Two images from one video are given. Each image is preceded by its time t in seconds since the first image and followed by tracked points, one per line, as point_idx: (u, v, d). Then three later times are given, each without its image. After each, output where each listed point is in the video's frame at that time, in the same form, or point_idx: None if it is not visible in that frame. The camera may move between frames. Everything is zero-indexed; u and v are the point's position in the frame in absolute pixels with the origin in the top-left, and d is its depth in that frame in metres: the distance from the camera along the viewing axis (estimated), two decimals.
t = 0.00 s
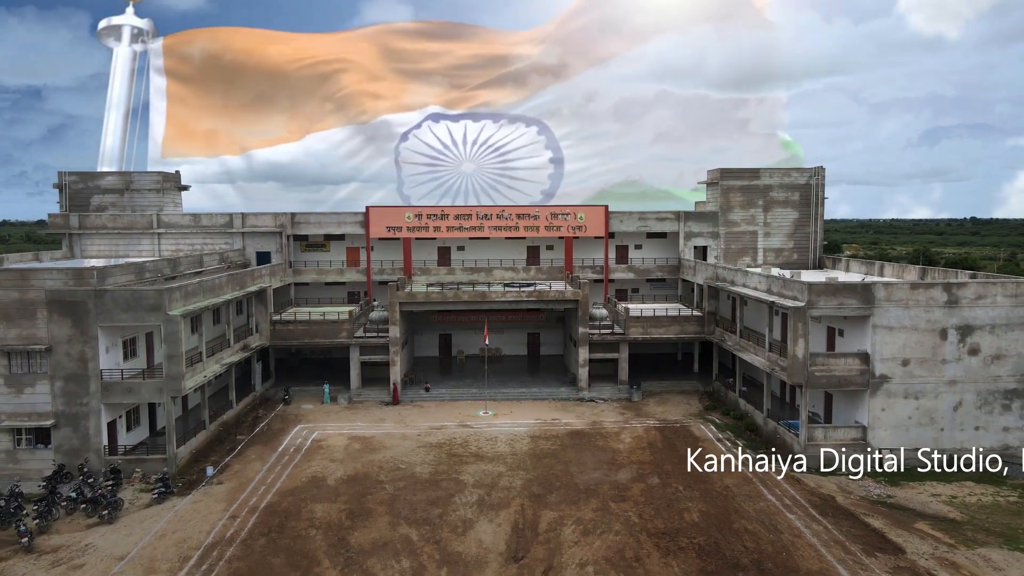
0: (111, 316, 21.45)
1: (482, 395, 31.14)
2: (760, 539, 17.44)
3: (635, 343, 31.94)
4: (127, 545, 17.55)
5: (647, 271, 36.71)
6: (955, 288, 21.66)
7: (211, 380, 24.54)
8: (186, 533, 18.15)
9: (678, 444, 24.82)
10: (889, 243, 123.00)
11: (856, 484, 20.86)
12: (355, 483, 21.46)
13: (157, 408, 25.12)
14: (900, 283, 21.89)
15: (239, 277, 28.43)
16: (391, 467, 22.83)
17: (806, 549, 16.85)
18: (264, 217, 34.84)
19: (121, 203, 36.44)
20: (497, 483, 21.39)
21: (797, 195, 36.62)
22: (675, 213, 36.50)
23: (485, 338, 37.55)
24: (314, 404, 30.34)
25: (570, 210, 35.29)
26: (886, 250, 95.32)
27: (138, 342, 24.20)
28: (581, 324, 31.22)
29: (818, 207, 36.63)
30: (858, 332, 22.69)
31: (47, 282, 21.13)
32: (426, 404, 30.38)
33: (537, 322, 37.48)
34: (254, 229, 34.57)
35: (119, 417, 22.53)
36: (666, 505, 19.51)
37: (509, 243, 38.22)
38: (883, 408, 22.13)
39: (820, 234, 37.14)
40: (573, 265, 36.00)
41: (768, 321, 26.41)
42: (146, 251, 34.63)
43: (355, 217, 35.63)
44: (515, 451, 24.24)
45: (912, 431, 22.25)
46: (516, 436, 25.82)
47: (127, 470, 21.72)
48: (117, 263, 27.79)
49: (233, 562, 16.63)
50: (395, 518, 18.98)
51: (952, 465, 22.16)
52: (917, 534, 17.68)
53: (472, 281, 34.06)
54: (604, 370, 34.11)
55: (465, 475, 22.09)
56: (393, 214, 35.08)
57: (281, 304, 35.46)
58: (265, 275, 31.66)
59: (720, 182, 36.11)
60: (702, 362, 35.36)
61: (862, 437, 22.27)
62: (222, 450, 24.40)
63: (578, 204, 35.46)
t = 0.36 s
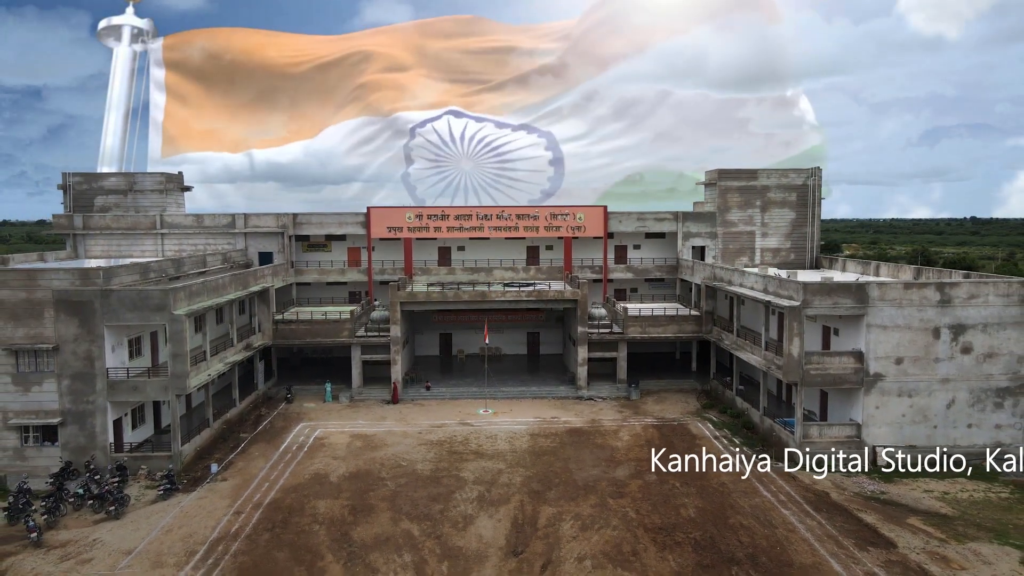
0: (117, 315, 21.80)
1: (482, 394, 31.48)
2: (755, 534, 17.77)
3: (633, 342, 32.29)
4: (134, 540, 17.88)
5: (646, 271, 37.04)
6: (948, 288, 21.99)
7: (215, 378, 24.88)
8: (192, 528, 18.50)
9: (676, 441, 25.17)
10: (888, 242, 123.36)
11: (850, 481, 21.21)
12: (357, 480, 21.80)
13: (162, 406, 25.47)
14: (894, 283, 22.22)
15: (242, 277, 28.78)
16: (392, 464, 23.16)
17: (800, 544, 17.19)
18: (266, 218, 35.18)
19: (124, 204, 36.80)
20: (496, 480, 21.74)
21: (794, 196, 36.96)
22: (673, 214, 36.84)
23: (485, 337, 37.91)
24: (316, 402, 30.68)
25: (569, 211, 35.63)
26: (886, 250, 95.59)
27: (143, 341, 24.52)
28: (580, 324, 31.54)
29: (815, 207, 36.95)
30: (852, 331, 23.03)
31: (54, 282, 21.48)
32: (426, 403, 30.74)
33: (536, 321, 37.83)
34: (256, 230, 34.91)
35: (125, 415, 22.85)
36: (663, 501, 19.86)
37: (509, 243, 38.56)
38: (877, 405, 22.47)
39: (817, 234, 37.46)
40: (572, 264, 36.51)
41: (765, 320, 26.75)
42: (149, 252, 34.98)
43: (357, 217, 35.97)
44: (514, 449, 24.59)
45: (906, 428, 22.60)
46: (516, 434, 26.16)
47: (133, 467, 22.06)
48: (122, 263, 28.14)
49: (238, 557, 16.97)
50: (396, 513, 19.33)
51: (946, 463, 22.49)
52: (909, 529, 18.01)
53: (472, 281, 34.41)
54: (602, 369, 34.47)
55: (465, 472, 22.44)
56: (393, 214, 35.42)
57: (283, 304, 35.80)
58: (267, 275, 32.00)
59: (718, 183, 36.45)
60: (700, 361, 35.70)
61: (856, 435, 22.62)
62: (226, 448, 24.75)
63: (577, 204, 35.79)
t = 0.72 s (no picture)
0: (123, 315, 22.17)
1: (482, 392, 31.85)
2: (750, 528, 18.14)
3: (632, 341, 32.66)
4: (141, 535, 18.25)
5: (644, 271, 37.41)
6: (941, 287, 22.34)
7: (219, 377, 25.25)
8: (198, 523, 18.87)
9: (673, 439, 25.54)
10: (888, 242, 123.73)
11: (844, 477, 21.58)
12: (359, 477, 22.17)
13: (166, 404, 25.83)
14: (887, 283, 22.58)
15: (245, 277, 29.15)
16: (394, 462, 23.54)
17: (793, 538, 17.55)
18: (268, 218, 35.55)
19: (128, 205, 37.17)
20: (496, 476, 22.11)
21: (792, 196, 37.32)
22: (672, 215, 37.21)
23: (485, 337, 38.28)
24: (319, 401, 31.05)
25: (568, 211, 35.98)
26: (885, 250, 95.91)
27: (148, 340, 24.89)
28: (579, 323, 31.89)
29: (812, 208, 37.31)
30: (847, 330, 23.39)
31: (61, 282, 21.86)
32: (427, 401, 31.11)
33: (536, 321, 38.19)
34: (259, 230, 35.28)
35: (130, 413, 23.22)
36: (660, 497, 20.23)
37: (508, 243, 38.91)
38: (871, 403, 22.83)
39: (814, 235, 37.82)
40: (571, 264, 36.89)
41: (761, 320, 27.11)
42: (152, 252, 35.33)
43: (358, 218, 36.35)
44: (514, 446, 24.96)
45: (899, 426, 22.96)
46: (515, 432, 26.53)
47: (139, 464, 22.43)
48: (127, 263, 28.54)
49: (243, 551, 17.33)
50: (398, 509, 19.70)
51: (938, 460, 22.86)
52: (901, 524, 18.38)
53: (472, 281, 34.76)
54: (601, 368, 34.84)
55: (466, 468, 22.82)
56: (394, 215, 35.78)
57: (285, 303, 36.17)
58: (270, 275, 32.35)
59: (716, 184, 36.82)
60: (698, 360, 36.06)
61: (850, 432, 22.99)
62: (230, 445, 25.12)
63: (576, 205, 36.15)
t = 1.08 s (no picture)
0: (130, 314, 22.60)
1: (482, 391, 32.26)
2: (744, 523, 18.55)
3: (630, 340, 33.06)
4: (149, 529, 18.66)
5: (643, 271, 37.81)
6: (933, 287, 22.75)
7: (223, 375, 25.64)
8: (205, 518, 19.29)
9: (670, 436, 25.95)
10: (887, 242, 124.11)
11: (838, 473, 21.98)
12: (362, 473, 22.57)
13: (171, 402, 26.23)
14: (880, 282, 22.97)
15: (249, 277, 29.57)
16: (395, 458, 23.94)
17: (786, 532, 17.95)
18: (271, 219, 35.95)
19: (133, 206, 37.60)
20: (496, 472, 22.52)
21: (788, 197, 37.73)
22: (670, 215, 37.61)
23: (485, 336, 38.70)
24: (321, 399, 31.45)
25: (567, 212, 36.38)
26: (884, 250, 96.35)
27: (154, 339, 25.29)
28: (578, 322, 32.30)
29: (808, 209, 37.71)
30: (841, 329, 23.79)
31: (69, 282, 22.27)
32: (428, 399, 31.52)
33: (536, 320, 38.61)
34: (261, 231, 35.69)
35: (137, 410, 23.61)
36: (657, 492, 20.63)
37: (508, 244, 39.33)
38: (864, 401, 23.24)
39: (811, 235, 38.21)
40: (571, 264, 37.30)
41: (757, 319, 27.51)
42: (157, 252, 35.75)
43: (360, 219, 36.77)
44: (514, 443, 25.37)
45: (892, 423, 23.36)
46: (515, 429, 26.93)
47: (145, 461, 22.84)
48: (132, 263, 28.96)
49: (249, 544, 17.73)
50: (400, 504, 20.11)
51: (931, 456, 23.25)
52: (893, 518, 18.78)
53: (473, 281, 35.16)
54: (600, 367, 35.25)
55: (467, 465, 23.23)
56: (396, 216, 36.18)
57: (287, 303, 36.58)
58: (273, 275, 32.74)
59: (713, 185, 37.23)
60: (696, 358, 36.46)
61: (844, 429, 23.40)
62: (234, 443, 25.53)
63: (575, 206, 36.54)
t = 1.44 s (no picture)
0: (137, 313, 23.01)
1: (482, 389, 32.66)
2: (739, 517, 18.95)
3: (629, 339, 33.46)
4: (156, 523, 19.06)
5: (642, 271, 38.20)
6: (925, 287, 23.15)
7: (227, 373, 26.04)
8: (211, 512, 19.69)
9: (668, 434, 26.35)
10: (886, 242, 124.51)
11: (832, 470, 22.37)
12: (364, 470, 22.97)
13: (176, 400, 26.62)
14: (874, 282, 23.37)
15: (252, 277, 29.97)
16: (397, 455, 24.34)
17: (780, 526, 18.36)
18: (273, 220, 36.34)
19: (136, 206, 38.00)
20: (497, 469, 22.92)
21: (785, 198, 38.13)
22: (668, 215, 38.00)
23: (485, 335, 39.11)
24: (323, 398, 31.86)
25: (567, 213, 36.76)
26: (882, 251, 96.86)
27: (160, 337, 25.69)
28: (577, 322, 32.71)
29: (805, 209, 38.11)
30: (835, 327, 24.17)
31: (77, 282, 22.67)
32: (429, 398, 31.91)
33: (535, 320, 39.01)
34: (264, 231, 36.09)
35: (143, 408, 24.01)
36: (654, 488, 21.03)
37: (509, 244, 39.73)
38: (858, 399, 23.63)
39: (808, 235, 38.60)
40: (570, 264, 37.71)
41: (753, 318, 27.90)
42: (161, 253, 36.15)
43: (361, 219, 37.17)
44: (513, 440, 25.77)
45: (886, 420, 23.76)
46: (515, 427, 27.32)
47: (151, 457, 23.25)
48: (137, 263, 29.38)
49: (254, 538, 18.12)
50: (402, 499, 20.51)
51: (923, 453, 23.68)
52: (884, 513, 19.18)
53: (473, 281, 35.55)
54: (599, 366, 35.67)
55: (467, 462, 23.63)
56: (397, 216, 36.59)
57: (290, 303, 36.98)
58: (275, 275, 33.12)
59: (711, 185, 37.63)
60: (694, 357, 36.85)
61: (838, 426, 23.81)
62: (238, 440, 25.94)
63: (574, 206, 36.92)
